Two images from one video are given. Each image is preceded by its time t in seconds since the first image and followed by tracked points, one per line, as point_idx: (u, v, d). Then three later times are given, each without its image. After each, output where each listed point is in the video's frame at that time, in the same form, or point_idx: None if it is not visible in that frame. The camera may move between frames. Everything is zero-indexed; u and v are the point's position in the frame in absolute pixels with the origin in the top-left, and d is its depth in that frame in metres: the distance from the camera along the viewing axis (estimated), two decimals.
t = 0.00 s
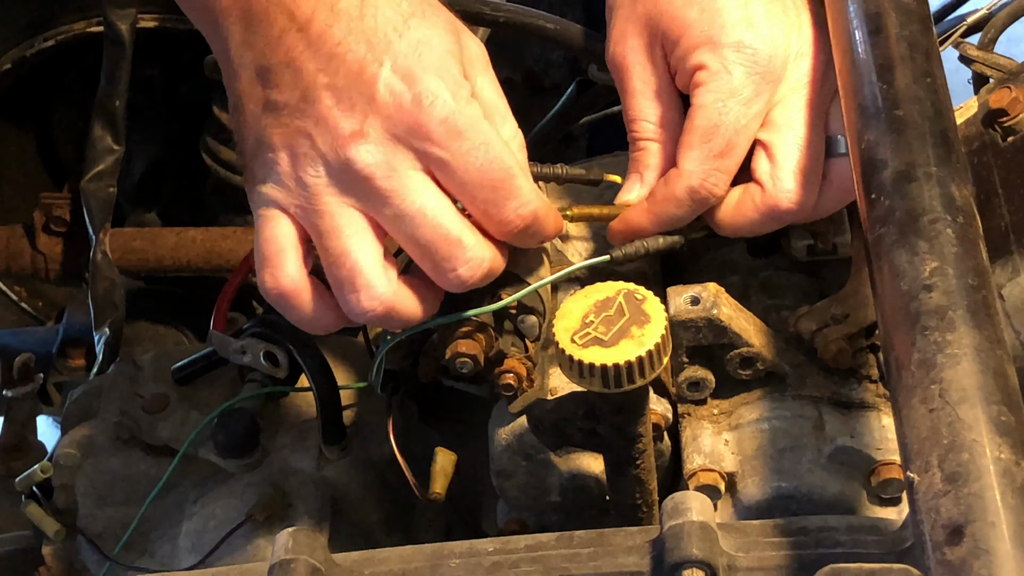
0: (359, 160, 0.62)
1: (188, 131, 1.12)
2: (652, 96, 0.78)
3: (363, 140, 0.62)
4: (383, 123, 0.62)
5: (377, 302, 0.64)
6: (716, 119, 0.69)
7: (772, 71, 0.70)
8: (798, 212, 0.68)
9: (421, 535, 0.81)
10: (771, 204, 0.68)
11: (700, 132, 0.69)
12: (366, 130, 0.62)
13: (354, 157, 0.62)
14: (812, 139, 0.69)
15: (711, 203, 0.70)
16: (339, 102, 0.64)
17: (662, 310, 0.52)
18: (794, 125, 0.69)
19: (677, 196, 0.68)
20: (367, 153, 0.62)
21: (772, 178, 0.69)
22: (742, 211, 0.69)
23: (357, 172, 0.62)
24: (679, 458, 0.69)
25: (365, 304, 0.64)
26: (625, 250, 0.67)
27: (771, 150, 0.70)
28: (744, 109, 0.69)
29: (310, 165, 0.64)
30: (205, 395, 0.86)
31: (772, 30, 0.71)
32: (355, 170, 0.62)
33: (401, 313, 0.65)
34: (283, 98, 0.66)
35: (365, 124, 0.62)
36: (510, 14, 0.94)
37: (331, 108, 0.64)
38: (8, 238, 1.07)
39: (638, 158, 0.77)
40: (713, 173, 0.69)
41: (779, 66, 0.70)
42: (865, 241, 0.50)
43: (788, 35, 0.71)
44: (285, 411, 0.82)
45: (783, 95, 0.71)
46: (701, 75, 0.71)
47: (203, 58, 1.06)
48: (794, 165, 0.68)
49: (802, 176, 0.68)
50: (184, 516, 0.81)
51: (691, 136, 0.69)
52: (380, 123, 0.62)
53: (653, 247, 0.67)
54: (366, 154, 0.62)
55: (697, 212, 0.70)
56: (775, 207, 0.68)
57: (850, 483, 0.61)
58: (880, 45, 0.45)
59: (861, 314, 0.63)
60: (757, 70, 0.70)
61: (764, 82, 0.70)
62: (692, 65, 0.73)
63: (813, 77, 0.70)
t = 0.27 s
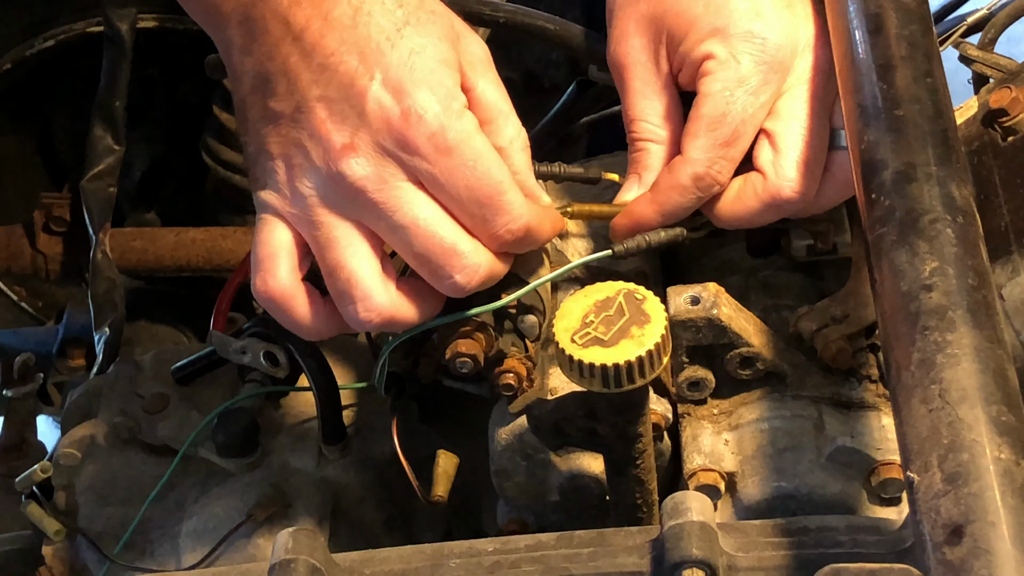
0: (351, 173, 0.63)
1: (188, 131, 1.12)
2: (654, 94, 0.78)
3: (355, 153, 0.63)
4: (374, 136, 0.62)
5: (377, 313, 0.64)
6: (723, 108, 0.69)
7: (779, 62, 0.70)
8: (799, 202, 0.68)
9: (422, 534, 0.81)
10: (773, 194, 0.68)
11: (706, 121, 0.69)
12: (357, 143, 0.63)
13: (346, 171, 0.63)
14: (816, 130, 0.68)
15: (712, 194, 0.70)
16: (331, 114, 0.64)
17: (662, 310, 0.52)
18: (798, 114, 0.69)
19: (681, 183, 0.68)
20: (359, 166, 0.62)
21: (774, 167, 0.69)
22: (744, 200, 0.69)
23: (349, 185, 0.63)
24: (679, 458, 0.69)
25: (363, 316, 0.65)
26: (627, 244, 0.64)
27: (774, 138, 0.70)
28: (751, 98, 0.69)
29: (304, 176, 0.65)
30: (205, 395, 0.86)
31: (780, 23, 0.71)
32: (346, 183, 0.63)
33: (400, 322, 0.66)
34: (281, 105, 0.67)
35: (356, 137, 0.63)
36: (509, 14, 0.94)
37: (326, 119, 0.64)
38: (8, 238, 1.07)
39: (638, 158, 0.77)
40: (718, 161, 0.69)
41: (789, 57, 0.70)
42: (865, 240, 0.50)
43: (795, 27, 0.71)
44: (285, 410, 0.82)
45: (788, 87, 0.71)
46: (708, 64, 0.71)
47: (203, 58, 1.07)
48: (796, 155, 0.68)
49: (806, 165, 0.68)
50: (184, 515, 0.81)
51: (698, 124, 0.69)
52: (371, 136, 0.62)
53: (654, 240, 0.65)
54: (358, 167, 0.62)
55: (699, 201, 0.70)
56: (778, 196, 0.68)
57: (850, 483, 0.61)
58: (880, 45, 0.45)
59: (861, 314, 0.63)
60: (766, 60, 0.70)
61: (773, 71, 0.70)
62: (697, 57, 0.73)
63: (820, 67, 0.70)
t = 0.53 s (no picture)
0: (366, 173, 0.62)
1: (188, 131, 1.12)
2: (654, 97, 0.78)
3: (368, 152, 0.62)
4: (387, 134, 0.61)
5: (396, 309, 0.66)
6: (719, 111, 0.69)
7: (775, 65, 0.70)
8: (799, 206, 0.68)
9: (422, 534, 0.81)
10: (773, 199, 0.68)
11: (704, 124, 0.69)
12: (371, 142, 0.62)
13: (361, 170, 0.62)
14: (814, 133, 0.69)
15: (711, 198, 0.70)
16: (342, 113, 0.62)
17: (662, 309, 0.52)
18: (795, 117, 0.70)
19: (679, 189, 0.68)
20: (374, 165, 0.62)
21: (772, 172, 0.69)
22: (742, 204, 0.69)
23: (365, 185, 0.62)
24: (679, 458, 0.69)
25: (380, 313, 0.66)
26: (628, 247, 0.65)
27: (772, 143, 0.70)
28: (746, 101, 0.69)
29: (314, 174, 0.64)
30: (205, 395, 0.86)
31: (774, 26, 0.71)
32: (360, 183, 0.62)
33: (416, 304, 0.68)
34: (286, 105, 0.64)
35: (371, 137, 0.62)
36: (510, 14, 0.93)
37: (335, 118, 0.62)
38: (7, 238, 1.07)
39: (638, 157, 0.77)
40: (717, 165, 0.69)
41: (784, 59, 0.70)
42: (865, 241, 0.50)
43: (790, 29, 0.71)
44: (286, 410, 0.83)
45: (784, 89, 0.71)
46: (705, 68, 0.71)
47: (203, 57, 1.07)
48: (795, 160, 0.68)
49: (805, 170, 0.68)
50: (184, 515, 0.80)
51: (695, 127, 0.69)
52: (384, 134, 0.61)
53: (656, 243, 0.65)
54: (373, 166, 0.62)
55: (699, 207, 0.70)
56: (778, 201, 0.68)
57: (850, 483, 0.61)
58: (880, 46, 0.45)
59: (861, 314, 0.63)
60: (761, 62, 0.70)
61: (768, 75, 0.70)
62: (695, 59, 0.73)
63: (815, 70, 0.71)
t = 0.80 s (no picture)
0: (388, 185, 0.62)
1: (188, 131, 1.12)
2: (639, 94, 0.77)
3: (388, 164, 0.62)
4: (407, 146, 0.61)
5: (419, 320, 0.65)
6: (693, 103, 0.68)
7: (751, 57, 0.69)
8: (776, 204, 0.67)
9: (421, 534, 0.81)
10: (747, 194, 0.67)
11: (676, 116, 0.68)
12: (393, 154, 0.62)
13: (383, 183, 0.62)
14: (790, 129, 0.68)
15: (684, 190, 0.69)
16: (365, 125, 0.62)
17: (662, 309, 0.52)
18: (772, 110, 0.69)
19: (654, 182, 0.68)
20: (396, 178, 0.62)
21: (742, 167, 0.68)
22: (717, 203, 0.69)
23: (387, 197, 0.62)
24: (679, 458, 0.69)
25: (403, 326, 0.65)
26: (627, 256, 0.66)
27: (749, 138, 0.69)
28: (720, 94, 0.68)
29: (335, 187, 0.64)
30: (205, 395, 0.86)
31: (754, 20, 0.71)
32: (382, 195, 0.62)
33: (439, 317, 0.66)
34: (306, 116, 0.64)
35: (392, 149, 0.62)
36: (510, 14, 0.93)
37: (358, 131, 0.63)
38: (8, 238, 1.07)
39: (617, 143, 0.76)
40: (689, 157, 0.68)
41: (760, 53, 0.70)
42: (865, 240, 0.50)
43: (770, 25, 0.71)
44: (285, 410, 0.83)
45: (762, 84, 0.70)
46: (682, 58, 0.71)
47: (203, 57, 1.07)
48: (768, 154, 0.67)
49: (778, 165, 0.67)
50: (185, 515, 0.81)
51: (667, 119, 0.68)
52: (402, 146, 0.61)
53: (655, 252, 0.66)
54: (394, 179, 0.62)
55: (674, 201, 0.70)
56: (753, 196, 0.67)
57: (850, 483, 0.61)
58: (880, 45, 0.45)
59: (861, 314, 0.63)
60: (737, 56, 0.69)
61: (743, 68, 0.69)
62: (673, 49, 0.73)
63: (794, 65, 0.70)
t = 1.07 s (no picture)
0: (388, 183, 0.61)
1: (188, 131, 1.12)
2: (629, 79, 0.78)
3: (387, 163, 0.61)
4: (405, 144, 0.61)
5: (423, 314, 0.67)
6: (686, 80, 0.68)
7: (742, 33, 0.70)
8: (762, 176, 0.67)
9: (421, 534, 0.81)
10: (739, 172, 0.67)
11: (669, 95, 0.68)
12: (392, 154, 0.61)
13: (383, 181, 0.61)
14: (779, 104, 0.68)
15: (681, 171, 0.69)
16: (362, 123, 0.61)
17: (662, 309, 0.52)
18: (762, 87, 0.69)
19: (649, 161, 0.67)
20: (395, 177, 0.61)
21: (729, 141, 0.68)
22: (707, 183, 0.68)
23: (387, 196, 0.62)
24: (678, 458, 0.69)
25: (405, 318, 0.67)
26: (630, 258, 0.66)
27: (735, 112, 0.69)
28: (714, 70, 0.68)
29: (332, 185, 0.64)
30: (205, 395, 0.86)
31: None
32: (382, 193, 0.62)
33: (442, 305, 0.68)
34: (303, 113, 0.63)
35: (391, 148, 0.61)
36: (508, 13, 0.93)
37: (355, 129, 0.61)
38: (8, 238, 1.07)
39: (614, 141, 0.76)
40: (685, 135, 0.67)
41: (751, 30, 0.70)
42: (865, 241, 0.50)
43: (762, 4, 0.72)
44: (285, 410, 0.83)
45: (754, 60, 0.70)
46: (673, 39, 0.71)
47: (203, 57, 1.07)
48: (755, 125, 0.68)
49: (764, 138, 0.67)
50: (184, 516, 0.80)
51: (662, 99, 0.68)
52: (401, 143, 0.61)
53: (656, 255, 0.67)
54: (394, 178, 0.61)
55: (670, 182, 0.69)
56: (745, 172, 0.67)
57: (850, 483, 0.61)
58: (880, 45, 0.45)
59: (861, 314, 0.63)
60: (727, 32, 0.69)
61: (734, 44, 0.69)
62: (664, 31, 0.73)
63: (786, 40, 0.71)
